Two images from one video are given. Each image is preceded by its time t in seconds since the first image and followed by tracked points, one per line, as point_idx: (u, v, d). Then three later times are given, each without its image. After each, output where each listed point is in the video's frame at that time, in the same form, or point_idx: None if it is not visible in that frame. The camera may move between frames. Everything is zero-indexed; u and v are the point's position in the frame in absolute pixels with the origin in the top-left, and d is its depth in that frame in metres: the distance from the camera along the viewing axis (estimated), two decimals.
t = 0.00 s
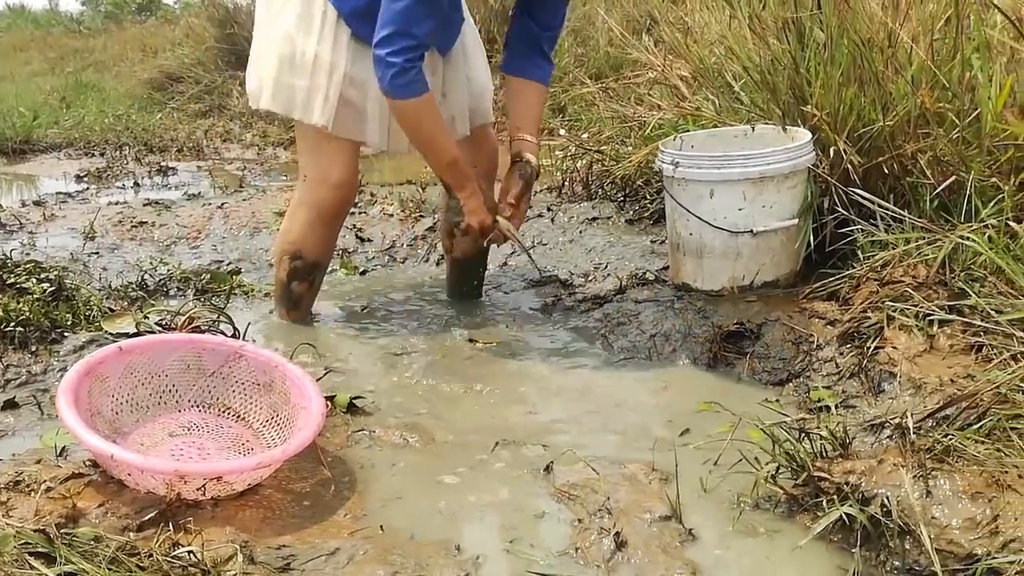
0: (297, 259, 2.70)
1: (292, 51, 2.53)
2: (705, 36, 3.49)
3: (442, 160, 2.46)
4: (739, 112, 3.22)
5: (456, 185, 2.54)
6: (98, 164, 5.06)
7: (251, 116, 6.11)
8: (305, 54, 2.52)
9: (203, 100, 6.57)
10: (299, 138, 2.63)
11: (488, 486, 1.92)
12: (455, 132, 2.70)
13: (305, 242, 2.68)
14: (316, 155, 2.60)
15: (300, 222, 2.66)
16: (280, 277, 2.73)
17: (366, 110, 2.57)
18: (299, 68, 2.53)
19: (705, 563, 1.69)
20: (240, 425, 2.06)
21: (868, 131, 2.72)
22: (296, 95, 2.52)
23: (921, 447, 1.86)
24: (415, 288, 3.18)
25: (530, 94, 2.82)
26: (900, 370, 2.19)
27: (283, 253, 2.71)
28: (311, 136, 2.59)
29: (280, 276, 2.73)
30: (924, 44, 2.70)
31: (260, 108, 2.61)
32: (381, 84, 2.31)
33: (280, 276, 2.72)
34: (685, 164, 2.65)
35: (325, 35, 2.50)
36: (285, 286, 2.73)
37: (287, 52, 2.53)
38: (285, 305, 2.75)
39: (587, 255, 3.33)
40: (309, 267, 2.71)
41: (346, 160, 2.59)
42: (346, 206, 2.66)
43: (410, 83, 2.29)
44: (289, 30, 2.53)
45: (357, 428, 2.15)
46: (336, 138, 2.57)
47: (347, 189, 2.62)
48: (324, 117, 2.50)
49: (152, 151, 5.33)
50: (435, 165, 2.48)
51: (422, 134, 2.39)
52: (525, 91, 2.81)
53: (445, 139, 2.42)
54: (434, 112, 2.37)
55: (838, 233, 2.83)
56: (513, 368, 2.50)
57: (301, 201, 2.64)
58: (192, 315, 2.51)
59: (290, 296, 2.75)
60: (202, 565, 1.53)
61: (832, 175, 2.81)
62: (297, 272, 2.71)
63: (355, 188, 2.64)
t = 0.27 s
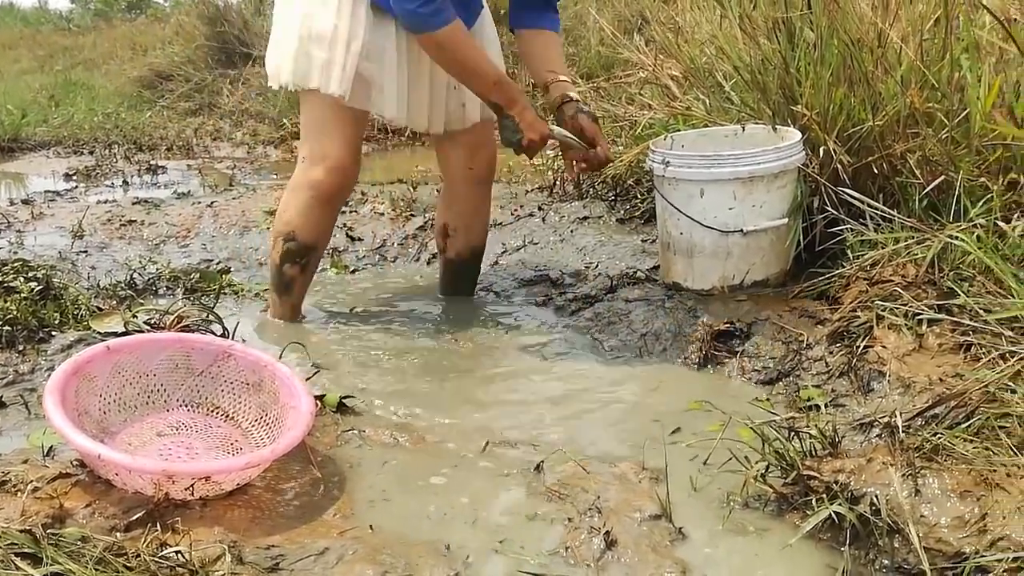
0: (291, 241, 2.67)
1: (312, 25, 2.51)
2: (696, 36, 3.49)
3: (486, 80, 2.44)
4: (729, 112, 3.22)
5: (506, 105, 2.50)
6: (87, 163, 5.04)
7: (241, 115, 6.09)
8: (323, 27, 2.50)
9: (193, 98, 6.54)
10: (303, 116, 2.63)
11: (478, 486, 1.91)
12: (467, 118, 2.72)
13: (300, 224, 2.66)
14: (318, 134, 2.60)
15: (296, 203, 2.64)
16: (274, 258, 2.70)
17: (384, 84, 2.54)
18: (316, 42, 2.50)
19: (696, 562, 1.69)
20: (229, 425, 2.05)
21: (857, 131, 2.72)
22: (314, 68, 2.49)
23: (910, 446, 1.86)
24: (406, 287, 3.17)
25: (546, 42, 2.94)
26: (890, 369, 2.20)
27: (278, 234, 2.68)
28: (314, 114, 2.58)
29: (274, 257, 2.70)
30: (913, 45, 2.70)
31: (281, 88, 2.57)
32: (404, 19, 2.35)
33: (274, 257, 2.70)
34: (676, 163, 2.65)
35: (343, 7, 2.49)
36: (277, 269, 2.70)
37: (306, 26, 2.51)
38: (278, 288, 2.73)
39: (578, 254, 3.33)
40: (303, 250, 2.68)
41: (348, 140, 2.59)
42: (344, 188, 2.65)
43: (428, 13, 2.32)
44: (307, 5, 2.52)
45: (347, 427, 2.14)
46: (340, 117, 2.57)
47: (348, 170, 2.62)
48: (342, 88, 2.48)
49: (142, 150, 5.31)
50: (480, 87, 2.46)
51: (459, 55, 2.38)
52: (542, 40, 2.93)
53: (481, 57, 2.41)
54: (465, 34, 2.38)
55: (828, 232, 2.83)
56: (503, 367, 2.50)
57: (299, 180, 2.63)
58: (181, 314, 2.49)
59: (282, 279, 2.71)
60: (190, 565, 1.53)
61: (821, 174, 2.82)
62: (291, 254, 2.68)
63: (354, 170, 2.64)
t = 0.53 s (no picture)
0: (282, 231, 2.70)
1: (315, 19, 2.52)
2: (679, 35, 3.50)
3: (528, 42, 2.46)
4: (713, 111, 3.22)
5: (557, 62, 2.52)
6: (68, 164, 5.01)
7: (224, 115, 6.06)
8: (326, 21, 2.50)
9: (176, 99, 6.51)
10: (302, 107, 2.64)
11: (460, 487, 1.91)
12: (470, 115, 2.73)
13: (293, 215, 2.68)
14: (316, 127, 2.62)
15: (290, 194, 2.67)
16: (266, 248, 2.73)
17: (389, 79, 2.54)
18: (319, 36, 2.50)
19: (679, 562, 1.69)
20: (210, 427, 2.05)
21: (839, 130, 2.74)
22: (316, 60, 2.49)
23: (891, 443, 1.87)
24: (390, 288, 3.17)
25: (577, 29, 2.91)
26: (871, 367, 2.21)
27: (271, 224, 2.71)
28: (314, 106, 2.60)
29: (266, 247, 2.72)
30: (894, 44, 2.72)
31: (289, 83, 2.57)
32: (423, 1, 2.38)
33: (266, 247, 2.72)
34: (661, 163, 2.65)
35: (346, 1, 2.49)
36: (266, 259, 2.72)
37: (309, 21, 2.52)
38: (268, 278, 2.75)
39: (562, 254, 3.33)
40: (294, 242, 2.71)
41: (346, 134, 2.62)
42: (338, 182, 2.68)
43: None
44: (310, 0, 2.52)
45: (330, 429, 2.14)
46: (339, 111, 2.59)
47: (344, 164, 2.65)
48: (345, 79, 2.47)
49: (124, 151, 5.28)
50: (522, 52, 2.48)
51: (492, 25, 2.40)
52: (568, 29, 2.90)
53: (512, 22, 2.42)
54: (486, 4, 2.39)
55: (810, 232, 2.84)
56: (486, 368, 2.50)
57: (296, 172, 2.65)
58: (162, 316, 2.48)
59: (271, 270, 2.74)
60: (168, 570, 1.53)
61: (804, 173, 2.82)
62: (281, 245, 2.71)
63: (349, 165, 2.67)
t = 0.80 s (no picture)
0: (270, 230, 2.70)
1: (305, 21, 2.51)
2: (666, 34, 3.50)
3: (590, 49, 2.63)
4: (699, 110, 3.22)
5: (612, 67, 2.68)
6: (54, 165, 4.99)
7: (211, 116, 6.04)
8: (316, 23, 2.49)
9: (163, 99, 6.49)
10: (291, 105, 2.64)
11: (448, 487, 1.91)
12: (463, 117, 2.73)
13: (281, 214, 2.68)
14: (305, 126, 2.61)
15: (279, 193, 2.67)
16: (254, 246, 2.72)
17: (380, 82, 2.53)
18: (310, 39, 2.50)
19: (667, 561, 1.69)
20: (196, 430, 2.04)
21: (825, 129, 2.75)
22: (307, 62, 2.49)
23: (877, 441, 1.87)
24: (378, 288, 3.16)
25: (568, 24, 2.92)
26: (858, 364, 2.22)
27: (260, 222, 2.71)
28: (303, 109, 2.59)
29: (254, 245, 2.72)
30: (879, 43, 2.72)
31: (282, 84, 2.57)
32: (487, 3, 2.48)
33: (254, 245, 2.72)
34: (654, 169, 2.63)
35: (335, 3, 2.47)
36: (254, 257, 2.72)
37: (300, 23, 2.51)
38: (255, 277, 2.75)
39: (550, 254, 3.33)
40: (282, 241, 2.71)
41: (335, 135, 2.61)
42: (327, 182, 2.68)
43: None
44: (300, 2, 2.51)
45: (317, 430, 2.13)
46: (329, 111, 2.58)
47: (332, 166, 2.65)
48: (334, 81, 2.47)
49: (110, 152, 5.26)
50: (586, 58, 2.65)
51: (554, 33, 2.57)
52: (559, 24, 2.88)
53: (577, 29, 2.59)
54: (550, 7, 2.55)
55: (797, 230, 2.84)
56: (475, 368, 2.50)
57: (284, 171, 2.64)
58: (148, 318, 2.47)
59: (259, 268, 2.74)
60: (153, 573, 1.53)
61: (790, 171, 2.85)
62: (269, 244, 2.71)
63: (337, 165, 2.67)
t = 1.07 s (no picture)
0: (272, 224, 2.70)
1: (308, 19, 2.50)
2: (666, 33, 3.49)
3: (509, 57, 2.49)
4: (699, 108, 3.22)
5: (535, 83, 2.55)
6: (53, 162, 4.98)
7: (211, 113, 6.04)
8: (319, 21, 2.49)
9: (162, 97, 6.48)
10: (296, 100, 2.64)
11: (447, 485, 1.91)
12: (463, 117, 2.73)
13: (284, 209, 2.68)
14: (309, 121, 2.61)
15: (283, 188, 2.66)
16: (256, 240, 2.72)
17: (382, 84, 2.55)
18: (313, 37, 2.50)
19: (665, 559, 1.69)
20: (195, 426, 2.04)
21: (824, 128, 2.74)
22: (311, 60, 2.49)
23: (877, 440, 1.87)
24: (378, 286, 3.16)
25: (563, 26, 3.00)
26: (857, 363, 2.22)
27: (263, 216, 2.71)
28: (310, 104, 2.59)
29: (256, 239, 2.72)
30: (879, 42, 2.72)
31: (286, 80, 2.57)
32: None
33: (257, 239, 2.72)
34: (646, 162, 2.66)
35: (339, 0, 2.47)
36: (256, 250, 2.72)
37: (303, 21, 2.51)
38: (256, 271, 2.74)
39: (550, 252, 3.33)
40: (284, 236, 2.70)
41: (338, 130, 2.61)
42: (330, 179, 2.68)
43: None
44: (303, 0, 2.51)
45: (316, 428, 2.13)
46: (333, 106, 2.58)
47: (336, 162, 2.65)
48: (339, 80, 2.47)
49: (109, 149, 5.25)
50: (499, 65, 2.51)
51: (472, 37, 2.46)
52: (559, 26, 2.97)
53: (495, 33, 2.47)
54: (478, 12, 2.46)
55: (796, 229, 2.85)
56: (474, 366, 2.49)
57: (288, 165, 2.64)
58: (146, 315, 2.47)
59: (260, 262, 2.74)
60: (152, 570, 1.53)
61: (790, 170, 2.85)
62: (271, 239, 2.70)
63: (340, 163, 2.67)
